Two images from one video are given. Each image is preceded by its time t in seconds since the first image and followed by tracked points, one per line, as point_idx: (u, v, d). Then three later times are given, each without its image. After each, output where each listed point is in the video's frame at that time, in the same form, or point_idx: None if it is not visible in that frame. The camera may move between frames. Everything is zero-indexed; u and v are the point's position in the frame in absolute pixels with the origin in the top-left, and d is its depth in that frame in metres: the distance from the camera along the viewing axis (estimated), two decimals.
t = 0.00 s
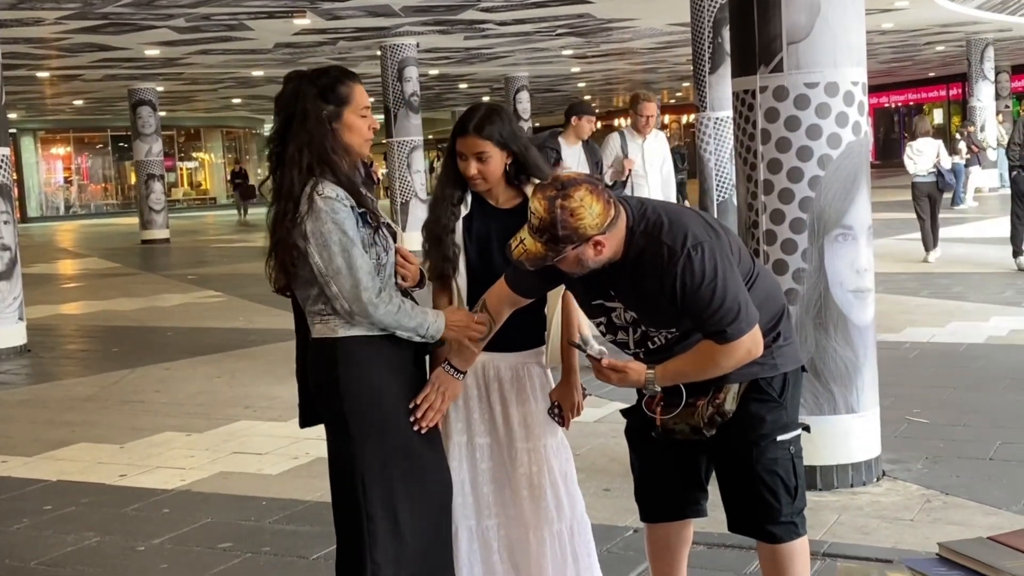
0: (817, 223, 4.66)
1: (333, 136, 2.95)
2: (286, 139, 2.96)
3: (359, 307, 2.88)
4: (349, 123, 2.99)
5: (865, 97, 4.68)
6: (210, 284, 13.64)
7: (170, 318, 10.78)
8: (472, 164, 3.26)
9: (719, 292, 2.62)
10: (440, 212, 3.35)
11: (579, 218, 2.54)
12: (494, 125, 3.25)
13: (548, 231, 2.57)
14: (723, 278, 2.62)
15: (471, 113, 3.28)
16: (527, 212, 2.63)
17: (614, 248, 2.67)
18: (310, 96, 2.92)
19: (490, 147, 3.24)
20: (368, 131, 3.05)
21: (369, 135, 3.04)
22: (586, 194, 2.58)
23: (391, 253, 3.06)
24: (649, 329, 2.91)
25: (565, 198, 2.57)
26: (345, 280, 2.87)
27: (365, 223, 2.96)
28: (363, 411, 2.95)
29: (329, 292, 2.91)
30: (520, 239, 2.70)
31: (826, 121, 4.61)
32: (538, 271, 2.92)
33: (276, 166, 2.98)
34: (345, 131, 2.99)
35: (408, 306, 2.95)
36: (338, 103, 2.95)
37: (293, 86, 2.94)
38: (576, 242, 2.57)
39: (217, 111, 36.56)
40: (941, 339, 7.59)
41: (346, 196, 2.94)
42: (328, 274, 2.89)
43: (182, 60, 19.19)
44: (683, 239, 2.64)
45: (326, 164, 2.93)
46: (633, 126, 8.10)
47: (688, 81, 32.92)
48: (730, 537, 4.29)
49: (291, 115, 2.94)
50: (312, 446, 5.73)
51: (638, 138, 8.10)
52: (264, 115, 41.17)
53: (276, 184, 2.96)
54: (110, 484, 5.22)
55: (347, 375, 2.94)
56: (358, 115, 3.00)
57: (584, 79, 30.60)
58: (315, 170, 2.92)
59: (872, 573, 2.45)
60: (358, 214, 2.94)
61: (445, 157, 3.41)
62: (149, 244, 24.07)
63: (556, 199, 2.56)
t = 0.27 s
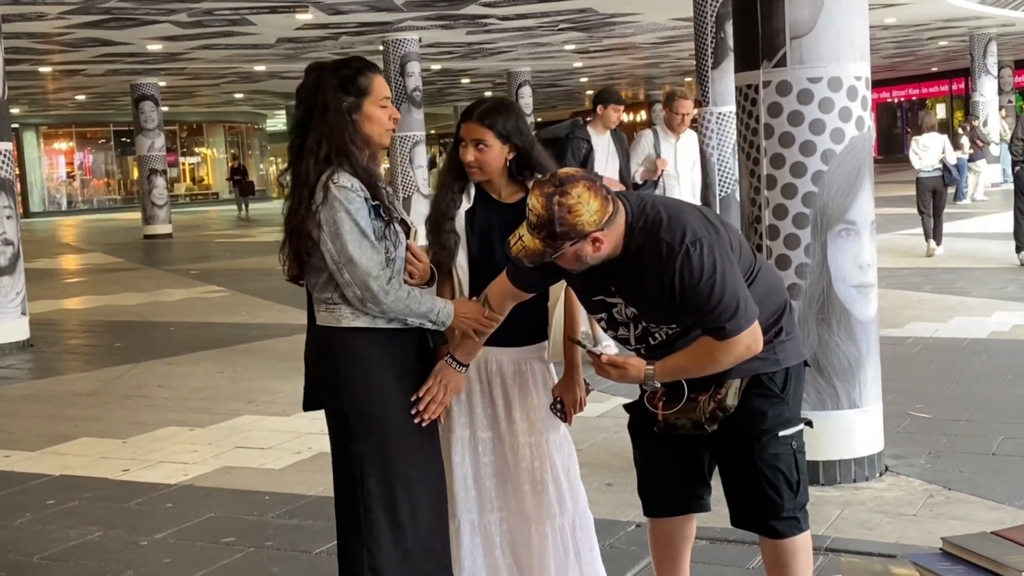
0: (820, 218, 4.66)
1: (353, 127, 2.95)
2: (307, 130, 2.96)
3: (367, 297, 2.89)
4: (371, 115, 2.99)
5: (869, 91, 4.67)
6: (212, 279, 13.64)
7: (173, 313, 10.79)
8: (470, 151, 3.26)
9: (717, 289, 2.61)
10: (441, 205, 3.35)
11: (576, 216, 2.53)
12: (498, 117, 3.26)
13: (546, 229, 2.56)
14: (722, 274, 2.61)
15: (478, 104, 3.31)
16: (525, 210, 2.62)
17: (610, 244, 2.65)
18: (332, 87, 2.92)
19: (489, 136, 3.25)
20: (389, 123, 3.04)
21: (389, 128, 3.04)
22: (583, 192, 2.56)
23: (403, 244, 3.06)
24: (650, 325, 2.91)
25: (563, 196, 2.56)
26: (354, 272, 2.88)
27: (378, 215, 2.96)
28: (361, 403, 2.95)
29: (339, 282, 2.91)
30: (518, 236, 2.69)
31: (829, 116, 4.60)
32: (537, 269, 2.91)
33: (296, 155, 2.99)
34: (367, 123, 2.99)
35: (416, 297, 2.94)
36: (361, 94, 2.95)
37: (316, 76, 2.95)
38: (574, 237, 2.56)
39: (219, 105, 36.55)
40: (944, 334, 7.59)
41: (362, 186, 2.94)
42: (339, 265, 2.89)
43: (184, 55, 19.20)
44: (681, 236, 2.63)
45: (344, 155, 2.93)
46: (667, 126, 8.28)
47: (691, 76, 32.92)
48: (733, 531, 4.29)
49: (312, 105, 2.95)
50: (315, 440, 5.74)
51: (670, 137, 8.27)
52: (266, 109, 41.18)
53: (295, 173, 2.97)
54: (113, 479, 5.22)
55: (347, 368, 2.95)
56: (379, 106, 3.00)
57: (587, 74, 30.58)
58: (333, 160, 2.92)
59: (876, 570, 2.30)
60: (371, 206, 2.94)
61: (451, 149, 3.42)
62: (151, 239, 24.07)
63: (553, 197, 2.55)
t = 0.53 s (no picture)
0: (825, 213, 4.65)
1: (351, 128, 2.95)
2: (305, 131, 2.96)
3: (367, 293, 2.89)
4: (369, 118, 2.98)
5: (875, 86, 4.66)
6: (216, 274, 13.65)
7: (177, 308, 10.79)
8: (478, 142, 3.26)
9: (718, 283, 2.59)
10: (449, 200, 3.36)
11: (576, 209, 2.49)
12: (509, 110, 3.26)
13: (546, 221, 2.52)
14: (722, 269, 2.60)
15: (489, 97, 3.30)
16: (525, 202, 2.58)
17: (611, 238, 2.62)
18: (331, 89, 2.91)
19: (499, 128, 3.24)
20: (387, 125, 3.03)
21: (388, 131, 3.03)
22: (583, 184, 2.53)
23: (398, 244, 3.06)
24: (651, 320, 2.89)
25: (563, 189, 2.51)
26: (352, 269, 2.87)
27: (375, 214, 2.96)
28: (366, 401, 2.94)
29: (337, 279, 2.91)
30: (518, 229, 2.66)
31: (834, 111, 4.60)
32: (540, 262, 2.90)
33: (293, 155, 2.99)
34: (365, 126, 2.98)
35: (416, 293, 2.93)
36: (359, 98, 2.94)
37: (315, 76, 2.94)
38: (573, 231, 2.52)
39: (223, 101, 36.56)
40: (949, 329, 7.58)
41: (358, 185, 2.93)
42: (338, 263, 2.89)
43: (188, 50, 19.20)
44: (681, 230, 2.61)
45: (342, 155, 2.93)
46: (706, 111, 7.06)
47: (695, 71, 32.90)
48: (737, 527, 4.29)
49: (311, 106, 2.94)
50: (319, 435, 5.74)
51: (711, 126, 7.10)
52: (270, 104, 41.17)
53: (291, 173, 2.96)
54: (118, 474, 5.23)
55: (350, 365, 2.95)
56: (377, 111, 2.99)
57: (590, 69, 30.56)
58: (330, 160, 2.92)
59: (882, 561, 2.19)
60: (368, 204, 2.94)
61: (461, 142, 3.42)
62: (155, 234, 24.07)
63: (554, 189, 2.51)
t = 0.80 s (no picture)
0: (830, 208, 4.65)
1: (353, 119, 2.95)
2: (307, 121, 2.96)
3: (368, 283, 2.88)
4: (371, 113, 2.97)
5: (881, 82, 4.66)
6: (221, 269, 13.65)
7: (182, 304, 10.79)
8: (485, 136, 3.25)
9: (720, 276, 2.59)
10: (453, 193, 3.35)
11: (578, 202, 2.48)
12: (516, 105, 3.25)
13: (549, 214, 2.51)
14: (724, 263, 2.59)
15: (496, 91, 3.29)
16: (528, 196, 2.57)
17: (614, 231, 2.62)
18: (334, 79, 2.91)
19: (506, 122, 3.24)
20: (390, 120, 3.03)
21: (391, 124, 3.02)
22: (586, 177, 2.52)
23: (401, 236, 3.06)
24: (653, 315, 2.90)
25: (566, 181, 2.51)
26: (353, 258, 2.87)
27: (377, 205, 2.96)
28: (370, 393, 2.94)
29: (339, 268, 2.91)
30: (522, 224, 2.65)
31: (840, 106, 4.59)
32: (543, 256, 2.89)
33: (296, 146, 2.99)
34: (366, 119, 2.98)
35: (422, 279, 2.93)
36: (362, 91, 2.94)
37: (320, 65, 2.94)
38: (576, 225, 2.52)
39: (228, 96, 36.53)
40: (954, 325, 7.57)
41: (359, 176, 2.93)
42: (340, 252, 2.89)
43: (193, 45, 19.18)
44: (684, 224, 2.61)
45: (342, 147, 2.93)
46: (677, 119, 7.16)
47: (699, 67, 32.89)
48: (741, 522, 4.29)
49: (314, 96, 2.94)
50: (324, 431, 5.74)
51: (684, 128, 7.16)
52: (275, 100, 41.16)
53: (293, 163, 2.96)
54: (123, 469, 5.23)
55: (357, 359, 2.94)
56: (380, 105, 2.98)
57: (595, 65, 30.52)
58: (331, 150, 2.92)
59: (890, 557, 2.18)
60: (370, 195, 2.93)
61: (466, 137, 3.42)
62: (160, 230, 24.06)
63: (557, 182, 2.51)
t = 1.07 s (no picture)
0: (836, 205, 4.64)
1: (363, 113, 2.93)
2: (318, 113, 2.96)
3: (373, 279, 2.87)
4: (381, 105, 2.96)
5: (887, 77, 4.66)
6: (226, 266, 13.66)
7: (186, 300, 10.80)
8: (493, 131, 3.25)
9: (725, 271, 2.58)
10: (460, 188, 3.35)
11: (583, 196, 2.48)
12: (524, 100, 3.25)
13: (554, 210, 2.51)
14: (729, 258, 2.58)
15: (502, 85, 3.28)
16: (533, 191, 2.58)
17: (619, 226, 2.61)
18: (345, 71, 2.91)
19: (514, 117, 3.23)
20: (400, 112, 3.01)
21: (401, 117, 3.01)
22: (591, 172, 2.52)
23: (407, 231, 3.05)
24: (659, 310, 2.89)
25: (569, 175, 2.51)
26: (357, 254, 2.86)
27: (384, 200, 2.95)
28: (376, 391, 2.95)
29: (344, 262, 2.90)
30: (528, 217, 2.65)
31: (846, 102, 4.59)
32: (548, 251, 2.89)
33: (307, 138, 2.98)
34: (376, 112, 2.96)
35: (426, 276, 2.92)
36: (372, 84, 2.93)
37: (332, 57, 2.93)
38: (582, 219, 2.51)
39: (232, 93, 36.54)
40: (959, 321, 7.57)
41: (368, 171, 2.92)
42: (345, 247, 2.88)
43: (197, 42, 19.20)
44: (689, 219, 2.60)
45: (352, 140, 2.91)
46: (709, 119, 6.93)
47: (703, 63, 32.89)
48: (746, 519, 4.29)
49: (326, 88, 2.94)
50: (330, 427, 5.74)
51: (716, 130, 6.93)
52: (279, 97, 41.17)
53: (303, 156, 2.96)
54: (129, 465, 5.24)
55: (363, 355, 2.94)
56: (391, 97, 2.97)
57: (599, 61, 30.50)
58: (341, 144, 2.91)
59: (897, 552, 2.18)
60: (377, 191, 2.92)
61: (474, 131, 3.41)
62: (165, 226, 24.07)
63: (561, 176, 2.51)
